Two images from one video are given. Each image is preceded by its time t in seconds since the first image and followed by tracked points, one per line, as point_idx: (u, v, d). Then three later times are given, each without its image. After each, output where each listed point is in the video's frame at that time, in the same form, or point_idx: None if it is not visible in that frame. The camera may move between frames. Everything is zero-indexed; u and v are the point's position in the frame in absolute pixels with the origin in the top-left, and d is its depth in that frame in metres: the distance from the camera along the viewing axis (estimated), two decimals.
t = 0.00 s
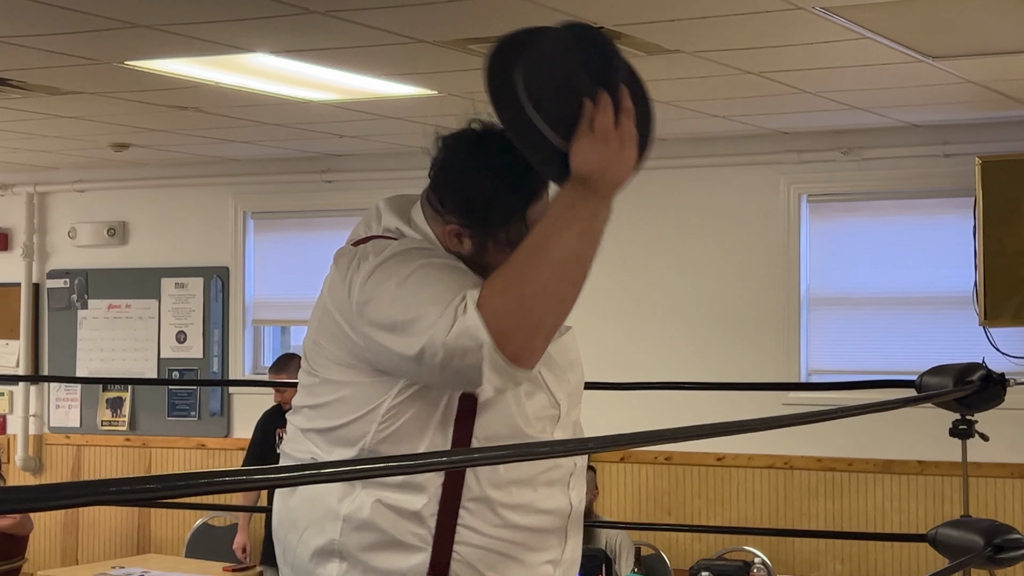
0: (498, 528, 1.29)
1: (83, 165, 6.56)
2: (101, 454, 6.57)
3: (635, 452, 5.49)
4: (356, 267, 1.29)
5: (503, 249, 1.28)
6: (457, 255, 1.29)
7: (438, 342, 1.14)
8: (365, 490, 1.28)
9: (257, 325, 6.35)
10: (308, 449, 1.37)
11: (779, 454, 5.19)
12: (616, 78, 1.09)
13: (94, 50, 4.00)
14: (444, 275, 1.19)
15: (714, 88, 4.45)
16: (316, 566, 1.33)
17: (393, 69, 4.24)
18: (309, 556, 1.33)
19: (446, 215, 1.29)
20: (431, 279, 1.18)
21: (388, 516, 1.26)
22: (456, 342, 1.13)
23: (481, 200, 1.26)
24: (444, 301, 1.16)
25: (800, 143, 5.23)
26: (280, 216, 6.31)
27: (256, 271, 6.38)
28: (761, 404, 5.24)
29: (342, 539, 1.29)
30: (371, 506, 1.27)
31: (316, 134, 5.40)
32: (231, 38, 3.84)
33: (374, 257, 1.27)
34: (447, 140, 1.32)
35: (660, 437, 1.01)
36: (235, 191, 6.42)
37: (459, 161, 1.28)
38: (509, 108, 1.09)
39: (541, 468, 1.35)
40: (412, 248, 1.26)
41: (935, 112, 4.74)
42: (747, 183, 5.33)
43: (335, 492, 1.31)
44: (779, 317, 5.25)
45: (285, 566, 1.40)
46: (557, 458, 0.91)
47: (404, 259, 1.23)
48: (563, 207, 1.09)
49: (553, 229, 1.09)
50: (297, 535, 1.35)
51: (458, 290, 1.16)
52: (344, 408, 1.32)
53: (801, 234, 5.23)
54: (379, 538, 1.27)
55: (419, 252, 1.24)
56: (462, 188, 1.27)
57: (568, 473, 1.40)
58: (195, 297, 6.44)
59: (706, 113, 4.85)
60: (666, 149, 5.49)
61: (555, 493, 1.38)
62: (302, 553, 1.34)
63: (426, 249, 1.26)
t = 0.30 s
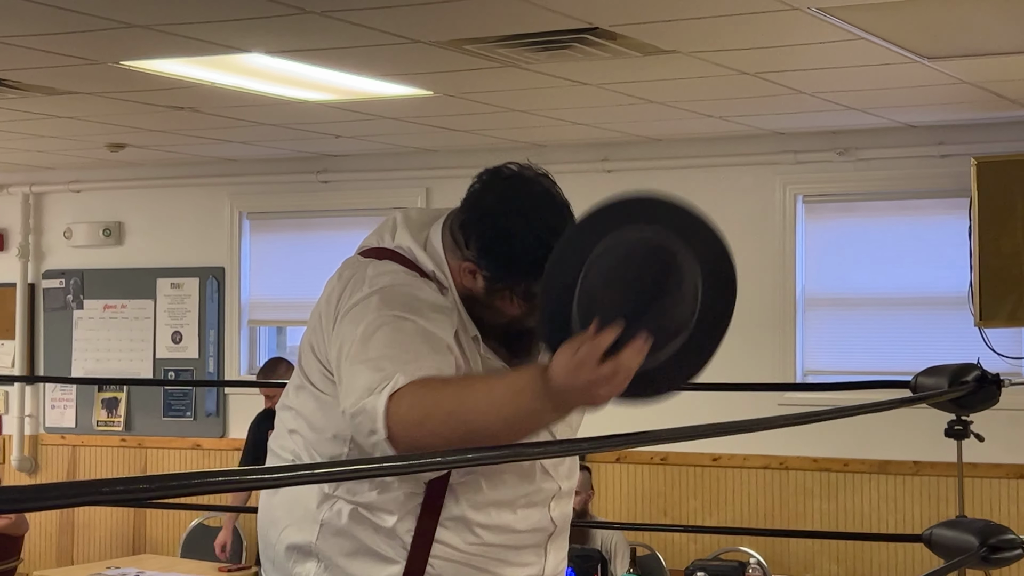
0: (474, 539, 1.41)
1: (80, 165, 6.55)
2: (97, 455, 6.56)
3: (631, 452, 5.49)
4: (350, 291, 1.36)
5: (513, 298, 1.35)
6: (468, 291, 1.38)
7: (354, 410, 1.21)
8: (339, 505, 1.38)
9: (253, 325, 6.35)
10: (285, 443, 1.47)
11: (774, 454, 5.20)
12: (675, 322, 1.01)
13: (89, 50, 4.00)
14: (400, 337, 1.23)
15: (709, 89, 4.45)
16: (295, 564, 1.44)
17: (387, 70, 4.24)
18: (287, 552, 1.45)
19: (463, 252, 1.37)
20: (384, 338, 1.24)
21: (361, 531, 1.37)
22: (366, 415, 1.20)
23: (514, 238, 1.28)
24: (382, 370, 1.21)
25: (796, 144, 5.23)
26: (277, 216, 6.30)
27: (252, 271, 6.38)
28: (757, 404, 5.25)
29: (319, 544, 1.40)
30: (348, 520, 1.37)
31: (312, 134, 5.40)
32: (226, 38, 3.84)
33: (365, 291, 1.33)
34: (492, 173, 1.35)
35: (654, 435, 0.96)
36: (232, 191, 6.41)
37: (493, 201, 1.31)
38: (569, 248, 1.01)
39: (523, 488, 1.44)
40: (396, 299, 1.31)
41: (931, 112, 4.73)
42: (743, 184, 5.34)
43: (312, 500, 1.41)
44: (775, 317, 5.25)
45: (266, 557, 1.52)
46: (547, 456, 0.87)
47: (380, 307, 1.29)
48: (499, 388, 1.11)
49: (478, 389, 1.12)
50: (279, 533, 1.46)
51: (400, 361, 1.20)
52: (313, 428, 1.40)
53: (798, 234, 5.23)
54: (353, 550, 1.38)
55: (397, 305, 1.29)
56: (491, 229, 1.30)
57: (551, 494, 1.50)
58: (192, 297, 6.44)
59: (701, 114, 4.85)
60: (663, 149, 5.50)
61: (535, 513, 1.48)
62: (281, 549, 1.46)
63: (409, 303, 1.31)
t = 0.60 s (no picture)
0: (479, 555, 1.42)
1: (77, 166, 6.56)
2: (94, 455, 6.57)
3: (628, 452, 5.49)
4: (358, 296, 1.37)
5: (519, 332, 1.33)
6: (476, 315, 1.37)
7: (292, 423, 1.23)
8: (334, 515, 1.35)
9: (250, 325, 6.34)
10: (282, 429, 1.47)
11: (772, 454, 5.20)
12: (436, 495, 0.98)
13: (86, 50, 3.99)
14: (361, 364, 1.22)
15: (706, 89, 4.45)
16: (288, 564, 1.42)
17: (384, 70, 4.25)
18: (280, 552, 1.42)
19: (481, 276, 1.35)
20: (348, 360, 1.23)
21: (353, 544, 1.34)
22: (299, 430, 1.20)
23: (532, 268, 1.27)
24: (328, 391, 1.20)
25: (793, 144, 5.22)
26: (274, 216, 6.31)
27: (249, 270, 6.37)
28: (754, 404, 5.25)
29: (315, 549, 1.38)
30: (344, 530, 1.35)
31: (309, 134, 5.40)
32: (222, 38, 3.84)
33: (364, 304, 1.33)
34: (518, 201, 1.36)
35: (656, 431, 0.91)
36: (229, 192, 6.42)
37: (514, 227, 1.30)
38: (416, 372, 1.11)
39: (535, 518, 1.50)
40: (386, 318, 1.29)
41: (928, 112, 4.72)
42: (740, 184, 5.34)
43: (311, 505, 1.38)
44: (772, 317, 5.25)
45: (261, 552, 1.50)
46: (549, 454, 0.81)
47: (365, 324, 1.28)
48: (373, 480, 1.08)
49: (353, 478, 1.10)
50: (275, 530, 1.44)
51: (343, 388, 1.19)
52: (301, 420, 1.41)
53: (795, 234, 5.23)
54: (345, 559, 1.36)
55: (381, 324, 1.27)
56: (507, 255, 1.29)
57: (550, 522, 1.57)
58: (189, 297, 6.44)
59: (698, 114, 4.85)
60: (660, 149, 5.50)
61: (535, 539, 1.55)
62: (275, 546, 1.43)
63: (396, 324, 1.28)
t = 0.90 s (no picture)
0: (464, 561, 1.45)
1: (78, 166, 6.56)
2: (94, 455, 6.57)
3: (628, 452, 5.49)
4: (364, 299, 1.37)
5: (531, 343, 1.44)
6: (489, 326, 1.45)
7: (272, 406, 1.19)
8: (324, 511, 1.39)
9: (249, 325, 6.35)
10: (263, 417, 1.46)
11: (771, 454, 5.20)
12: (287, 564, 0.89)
13: (86, 50, 4.00)
14: (359, 361, 1.22)
15: (705, 89, 4.45)
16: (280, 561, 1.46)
17: (384, 70, 4.25)
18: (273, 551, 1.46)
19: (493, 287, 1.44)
20: (345, 354, 1.23)
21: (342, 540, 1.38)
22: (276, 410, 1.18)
23: (546, 283, 1.37)
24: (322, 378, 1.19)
25: (793, 144, 5.22)
26: (274, 215, 6.30)
27: (249, 270, 6.37)
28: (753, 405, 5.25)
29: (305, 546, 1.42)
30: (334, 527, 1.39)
31: (309, 134, 5.40)
32: (221, 38, 3.84)
33: (369, 305, 1.33)
34: (531, 216, 1.46)
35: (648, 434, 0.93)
36: (229, 191, 6.42)
37: (531, 245, 1.39)
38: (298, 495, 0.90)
39: (522, 525, 1.52)
40: (389, 325, 1.30)
41: (927, 112, 4.72)
42: (739, 184, 5.34)
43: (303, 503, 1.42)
44: (771, 318, 5.26)
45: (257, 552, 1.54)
46: (545, 454, 0.83)
47: (368, 326, 1.28)
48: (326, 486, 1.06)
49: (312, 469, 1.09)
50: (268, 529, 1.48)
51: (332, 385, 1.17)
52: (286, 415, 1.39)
53: (794, 234, 5.24)
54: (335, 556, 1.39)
55: (382, 333, 1.28)
56: (521, 270, 1.38)
57: (547, 531, 1.59)
58: (188, 297, 6.44)
59: (698, 114, 4.85)
60: (659, 150, 5.50)
61: (529, 549, 1.57)
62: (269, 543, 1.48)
63: (398, 334, 1.29)
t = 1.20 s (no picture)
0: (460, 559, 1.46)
1: (77, 166, 6.56)
2: (94, 455, 6.57)
3: (627, 453, 5.49)
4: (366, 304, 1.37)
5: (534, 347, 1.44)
6: (490, 329, 1.46)
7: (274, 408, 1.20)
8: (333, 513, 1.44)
9: (249, 325, 6.35)
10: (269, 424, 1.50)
11: (771, 455, 5.20)
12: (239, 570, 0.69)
13: (86, 50, 4.00)
14: (361, 363, 1.22)
15: (705, 90, 4.45)
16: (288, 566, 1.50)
17: (384, 70, 4.25)
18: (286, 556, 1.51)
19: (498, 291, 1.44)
20: (347, 356, 1.22)
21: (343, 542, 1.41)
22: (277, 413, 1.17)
23: (557, 285, 1.36)
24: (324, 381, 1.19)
25: (793, 145, 5.22)
26: (274, 216, 6.31)
27: (249, 270, 6.38)
28: (753, 405, 5.25)
29: (309, 549, 1.45)
30: (337, 530, 1.42)
31: (309, 134, 5.40)
32: (221, 39, 3.84)
33: (371, 309, 1.33)
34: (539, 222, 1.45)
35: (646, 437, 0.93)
36: (229, 192, 6.42)
37: (535, 251, 1.37)
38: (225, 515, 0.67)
39: (520, 525, 1.52)
40: (391, 330, 1.29)
41: (927, 112, 4.72)
42: (739, 185, 5.35)
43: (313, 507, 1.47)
44: (771, 318, 5.26)
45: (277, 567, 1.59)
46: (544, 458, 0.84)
47: (370, 330, 1.28)
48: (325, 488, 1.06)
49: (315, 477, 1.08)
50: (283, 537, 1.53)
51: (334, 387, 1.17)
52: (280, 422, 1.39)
53: (794, 235, 5.24)
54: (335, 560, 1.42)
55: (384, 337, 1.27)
56: (527, 274, 1.37)
57: (544, 531, 1.59)
58: (188, 297, 6.45)
59: (697, 114, 4.85)
60: (659, 150, 5.50)
61: (525, 547, 1.57)
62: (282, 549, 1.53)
63: (399, 338, 1.29)
